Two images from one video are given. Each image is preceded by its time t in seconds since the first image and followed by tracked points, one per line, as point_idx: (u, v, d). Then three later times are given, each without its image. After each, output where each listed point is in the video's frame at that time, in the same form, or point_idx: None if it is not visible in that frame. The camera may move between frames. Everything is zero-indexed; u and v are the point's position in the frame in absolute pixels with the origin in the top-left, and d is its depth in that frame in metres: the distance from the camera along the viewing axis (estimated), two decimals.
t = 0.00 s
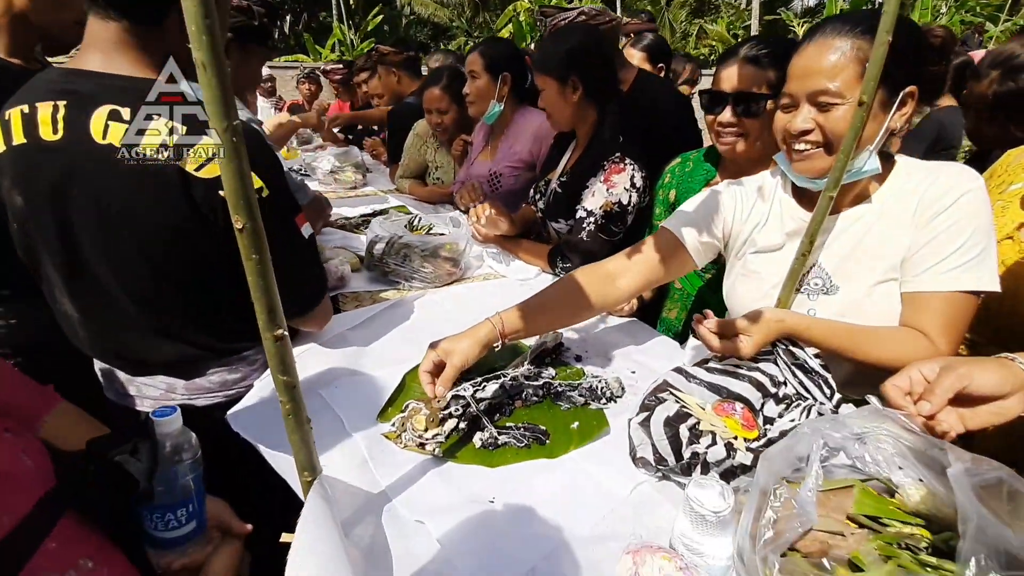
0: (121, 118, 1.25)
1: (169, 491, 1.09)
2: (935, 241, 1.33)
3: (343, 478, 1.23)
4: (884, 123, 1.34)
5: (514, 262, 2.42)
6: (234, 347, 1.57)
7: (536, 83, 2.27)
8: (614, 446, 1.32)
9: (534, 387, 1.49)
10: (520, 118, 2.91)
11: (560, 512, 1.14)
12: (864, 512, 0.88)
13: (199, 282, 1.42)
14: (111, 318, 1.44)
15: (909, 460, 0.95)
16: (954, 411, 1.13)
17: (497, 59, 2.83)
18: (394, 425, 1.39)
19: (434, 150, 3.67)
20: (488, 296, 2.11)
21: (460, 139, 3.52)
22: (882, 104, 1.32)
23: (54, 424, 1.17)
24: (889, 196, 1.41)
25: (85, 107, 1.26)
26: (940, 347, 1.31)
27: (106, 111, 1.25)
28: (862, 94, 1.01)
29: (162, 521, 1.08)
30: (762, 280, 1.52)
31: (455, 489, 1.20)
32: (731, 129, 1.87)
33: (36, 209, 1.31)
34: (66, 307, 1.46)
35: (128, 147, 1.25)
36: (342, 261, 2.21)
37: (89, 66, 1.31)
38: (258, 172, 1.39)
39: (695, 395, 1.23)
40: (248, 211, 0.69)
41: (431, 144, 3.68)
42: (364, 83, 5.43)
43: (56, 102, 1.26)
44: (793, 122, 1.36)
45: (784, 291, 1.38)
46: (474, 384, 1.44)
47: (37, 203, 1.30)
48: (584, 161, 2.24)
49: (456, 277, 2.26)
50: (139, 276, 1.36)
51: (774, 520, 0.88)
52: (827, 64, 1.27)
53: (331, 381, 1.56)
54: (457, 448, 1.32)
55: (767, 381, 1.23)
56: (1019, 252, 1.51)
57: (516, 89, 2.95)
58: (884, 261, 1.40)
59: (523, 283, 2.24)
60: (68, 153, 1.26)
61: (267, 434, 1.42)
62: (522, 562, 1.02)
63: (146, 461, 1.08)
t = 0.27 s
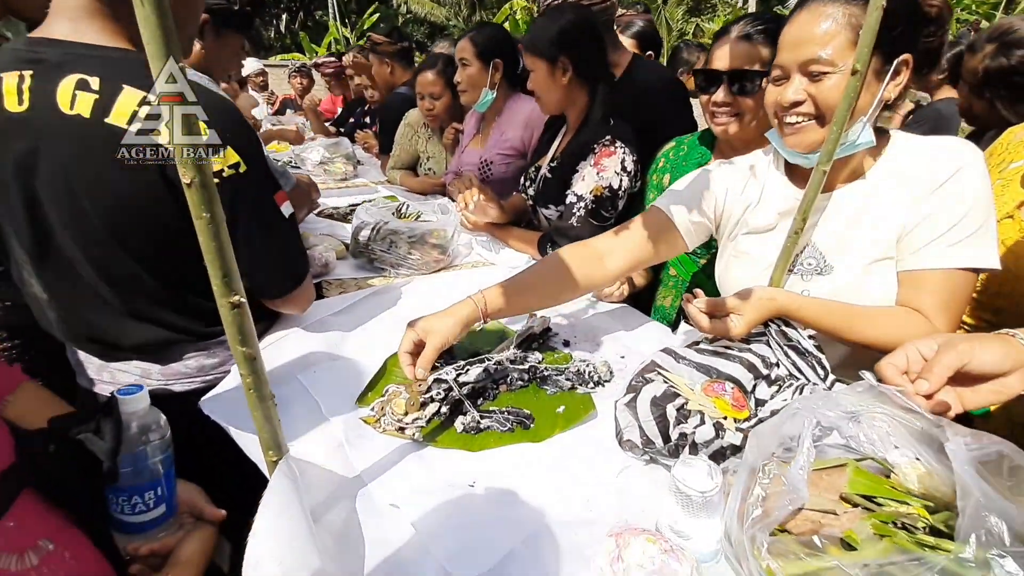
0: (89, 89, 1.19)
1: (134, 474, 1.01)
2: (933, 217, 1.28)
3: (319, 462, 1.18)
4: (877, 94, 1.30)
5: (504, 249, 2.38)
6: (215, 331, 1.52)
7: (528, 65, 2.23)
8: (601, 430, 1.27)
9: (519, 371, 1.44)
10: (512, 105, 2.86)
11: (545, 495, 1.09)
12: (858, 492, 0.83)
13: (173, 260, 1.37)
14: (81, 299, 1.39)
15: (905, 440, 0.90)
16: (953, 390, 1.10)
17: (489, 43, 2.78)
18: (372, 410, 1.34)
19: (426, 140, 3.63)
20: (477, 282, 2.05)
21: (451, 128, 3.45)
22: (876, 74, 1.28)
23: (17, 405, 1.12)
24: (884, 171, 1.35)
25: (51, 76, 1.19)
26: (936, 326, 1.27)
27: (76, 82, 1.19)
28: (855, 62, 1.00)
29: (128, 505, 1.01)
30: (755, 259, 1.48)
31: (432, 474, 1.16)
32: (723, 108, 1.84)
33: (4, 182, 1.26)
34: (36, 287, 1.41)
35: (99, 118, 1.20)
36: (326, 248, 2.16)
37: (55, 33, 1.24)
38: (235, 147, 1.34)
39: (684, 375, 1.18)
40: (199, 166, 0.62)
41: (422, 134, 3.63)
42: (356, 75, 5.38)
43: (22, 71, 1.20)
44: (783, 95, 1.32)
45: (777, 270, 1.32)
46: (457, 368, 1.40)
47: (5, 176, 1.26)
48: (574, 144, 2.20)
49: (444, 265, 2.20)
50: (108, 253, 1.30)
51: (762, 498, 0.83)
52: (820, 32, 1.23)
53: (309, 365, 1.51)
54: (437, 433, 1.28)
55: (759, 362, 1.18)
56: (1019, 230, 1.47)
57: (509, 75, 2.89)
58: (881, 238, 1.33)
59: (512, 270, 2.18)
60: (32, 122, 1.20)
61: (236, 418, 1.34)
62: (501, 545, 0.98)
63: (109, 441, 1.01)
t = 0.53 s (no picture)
0: (79, 67, 1.17)
1: (122, 456, 0.99)
2: (941, 204, 1.22)
3: (309, 449, 1.16)
4: (891, 69, 1.24)
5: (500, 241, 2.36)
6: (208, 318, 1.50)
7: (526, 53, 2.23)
8: (597, 416, 1.25)
9: (514, 358, 1.42)
10: (509, 97, 2.84)
11: (540, 479, 1.07)
12: (859, 472, 0.81)
13: (164, 243, 1.35)
14: (71, 283, 1.36)
15: (905, 421, 0.89)
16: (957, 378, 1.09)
17: (485, 35, 2.77)
18: (365, 396, 1.32)
19: (421, 133, 3.60)
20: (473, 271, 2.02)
21: (447, 121, 3.44)
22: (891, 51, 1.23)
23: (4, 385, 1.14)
24: (896, 155, 1.30)
25: (40, 54, 1.18)
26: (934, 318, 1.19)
27: (64, 59, 1.17)
28: (854, 40, 0.99)
29: (116, 488, 1.00)
30: (755, 243, 1.46)
31: (424, 460, 1.14)
32: (722, 95, 1.82)
33: None
34: (24, 273, 1.38)
35: (90, 97, 1.18)
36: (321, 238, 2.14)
37: (44, 11, 1.23)
38: (229, 129, 1.32)
39: (682, 359, 1.16)
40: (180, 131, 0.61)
41: (418, 127, 3.61)
42: (352, 70, 5.35)
43: (10, 49, 1.19)
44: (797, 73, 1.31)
45: (776, 253, 1.30)
46: (451, 355, 1.39)
47: None
48: (571, 134, 2.19)
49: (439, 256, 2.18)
50: (98, 235, 1.28)
51: (761, 476, 0.81)
52: (832, 7, 1.21)
53: (301, 352, 1.50)
54: (431, 419, 1.25)
55: (757, 347, 1.16)
56: (1020, 215, 1.46)
57: (505, 66, 2.87)
58: (882, 222, 1.28)
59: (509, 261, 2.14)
60: (22, 99, 1.19)
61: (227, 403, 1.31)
62: (495, 529, 0.95)
63: (95, 421, 0.96)
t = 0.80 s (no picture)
0: (75, 45, 1.17)
1: (113, 437, 0.98)
2: (958, 206, 1.16)
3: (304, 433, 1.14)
4: (931, 58, 1.15)
5: (499, 232, 2.34)
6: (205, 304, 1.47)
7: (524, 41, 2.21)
8: (598, 403, 1.23)
9: (513, 345, 1.41)
10: (508, 89, 2.82)
11: (538, 465, 1.05)
12: (863, 454, 0.79)
13: (162, 226, 1.33)
14: (64, 268, 1.33)
15: (909, 404, 0.87)
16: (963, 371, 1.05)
17: (483, 27, 2.74)
18: (361, 383, 1.31)
19: (420, 127, 3.58)
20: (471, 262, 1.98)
21: (445, 114, 3.43)
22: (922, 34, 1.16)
23: None
24: (925, 149, 1.23)
25: (33, 32, 1.18)
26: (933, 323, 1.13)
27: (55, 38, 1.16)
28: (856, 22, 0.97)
29: (105, 471, 0.98)
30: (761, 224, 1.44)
31: (419, 445, 1.12)
32: (723, 83, 1.81)
33: None
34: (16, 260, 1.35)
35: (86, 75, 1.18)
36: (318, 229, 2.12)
37: None
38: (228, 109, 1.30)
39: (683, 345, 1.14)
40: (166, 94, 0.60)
41: (417, 120, 3.59)
42: (351, 66, 5.32)
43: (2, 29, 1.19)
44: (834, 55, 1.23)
45: (778, 238, 1.27)
46: (448, 342, 1.37)
47: None
48: (570, 123, 2.17)
49: (438, 247, 2.16)
50: (94, 215, 1.26)
51: (763, 456, 0.80)
52: None
53: (297, 339, 1.48)
54: (428, 405, 1.24)
55: (758, 333, 1.15)
56: None
57: (505, 58, 2.85)
58: (890, 215, 1.23)
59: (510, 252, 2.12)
60: (15, 78, 1.18)
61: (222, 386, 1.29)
62: (490, 513, 0.94)
63: (84, 400, 0.96)
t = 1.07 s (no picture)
0: (51, 23, 1.14)
1: (90, 427, 0.95)
2: (976, 198, 1.10)
3: (289, 423, 1.10)
4: (957, 41, 1.10)
5: (494, 224, 2.30)
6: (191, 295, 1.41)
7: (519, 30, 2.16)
8: (592, 394, 1.19)
9: (506, 335, 1.37)
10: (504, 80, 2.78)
11: (530, 457, 1.01)
12: (867, 442, 0.76)
13: (146, 213, 1.28)
14: (45, 256, 1.30)
15: (914, 392, 0.84)
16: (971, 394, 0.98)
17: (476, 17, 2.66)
18: (348, 373, 1.27)
19: (415, 120, 3.54)
20: (464, 254, 1.92)
21: (440, 105, 3.37)
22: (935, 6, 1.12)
23: None
24: (946, 140, 1.18)
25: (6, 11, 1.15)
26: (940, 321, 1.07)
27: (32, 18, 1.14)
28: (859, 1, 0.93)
29: (80, 462, 0.94)
30: (763, 213, 1.40)
31: (408, 436, 1.08)
32: (722, 70, 1.77)
33: None
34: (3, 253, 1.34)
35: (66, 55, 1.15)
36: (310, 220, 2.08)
37: None
38: (217, 81, 1.31)
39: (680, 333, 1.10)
40: (131, 56, 0.56)
41: (412, 113, 3.55)
42: (347, 59, 5.27)
43: None
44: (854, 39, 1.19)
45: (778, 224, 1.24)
46: (440, 332, 1.33)
47: None
48: (567, 112, 2.13)
49: (431, 238, 2.12)
50: (76, 199, 1.22)
51: (764, 443, 0.76)
52: None
53: (284, 329, 1.44)
54: (418, 396, 1.20)
55: (758, 322, 1.11)
56: None
57: (500, 49, 2.81)
58: (905, 204, 1.19)
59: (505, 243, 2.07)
60: None
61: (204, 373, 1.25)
62: (479, 505, 0.90)
63: (55, 387, 0.92)
